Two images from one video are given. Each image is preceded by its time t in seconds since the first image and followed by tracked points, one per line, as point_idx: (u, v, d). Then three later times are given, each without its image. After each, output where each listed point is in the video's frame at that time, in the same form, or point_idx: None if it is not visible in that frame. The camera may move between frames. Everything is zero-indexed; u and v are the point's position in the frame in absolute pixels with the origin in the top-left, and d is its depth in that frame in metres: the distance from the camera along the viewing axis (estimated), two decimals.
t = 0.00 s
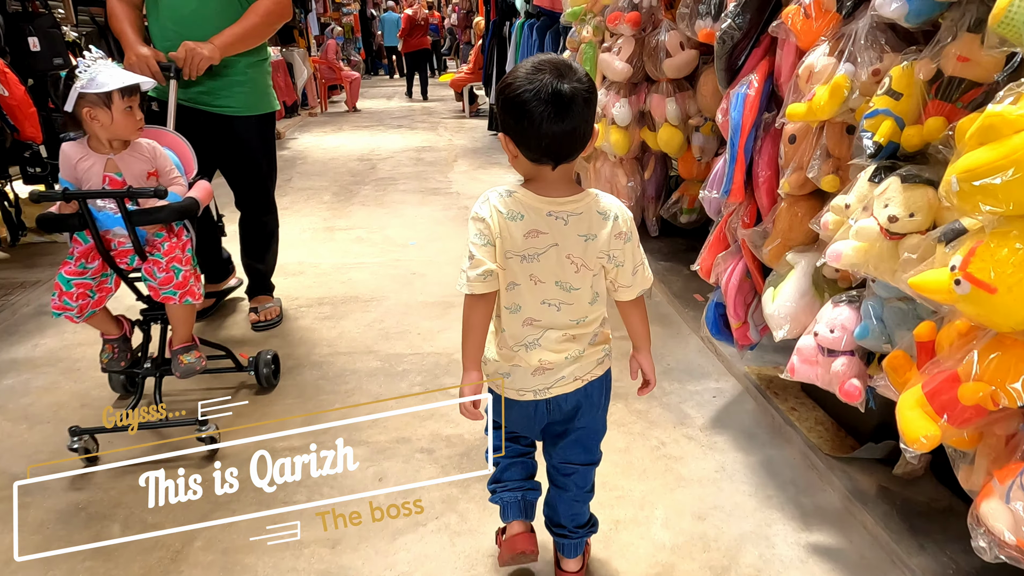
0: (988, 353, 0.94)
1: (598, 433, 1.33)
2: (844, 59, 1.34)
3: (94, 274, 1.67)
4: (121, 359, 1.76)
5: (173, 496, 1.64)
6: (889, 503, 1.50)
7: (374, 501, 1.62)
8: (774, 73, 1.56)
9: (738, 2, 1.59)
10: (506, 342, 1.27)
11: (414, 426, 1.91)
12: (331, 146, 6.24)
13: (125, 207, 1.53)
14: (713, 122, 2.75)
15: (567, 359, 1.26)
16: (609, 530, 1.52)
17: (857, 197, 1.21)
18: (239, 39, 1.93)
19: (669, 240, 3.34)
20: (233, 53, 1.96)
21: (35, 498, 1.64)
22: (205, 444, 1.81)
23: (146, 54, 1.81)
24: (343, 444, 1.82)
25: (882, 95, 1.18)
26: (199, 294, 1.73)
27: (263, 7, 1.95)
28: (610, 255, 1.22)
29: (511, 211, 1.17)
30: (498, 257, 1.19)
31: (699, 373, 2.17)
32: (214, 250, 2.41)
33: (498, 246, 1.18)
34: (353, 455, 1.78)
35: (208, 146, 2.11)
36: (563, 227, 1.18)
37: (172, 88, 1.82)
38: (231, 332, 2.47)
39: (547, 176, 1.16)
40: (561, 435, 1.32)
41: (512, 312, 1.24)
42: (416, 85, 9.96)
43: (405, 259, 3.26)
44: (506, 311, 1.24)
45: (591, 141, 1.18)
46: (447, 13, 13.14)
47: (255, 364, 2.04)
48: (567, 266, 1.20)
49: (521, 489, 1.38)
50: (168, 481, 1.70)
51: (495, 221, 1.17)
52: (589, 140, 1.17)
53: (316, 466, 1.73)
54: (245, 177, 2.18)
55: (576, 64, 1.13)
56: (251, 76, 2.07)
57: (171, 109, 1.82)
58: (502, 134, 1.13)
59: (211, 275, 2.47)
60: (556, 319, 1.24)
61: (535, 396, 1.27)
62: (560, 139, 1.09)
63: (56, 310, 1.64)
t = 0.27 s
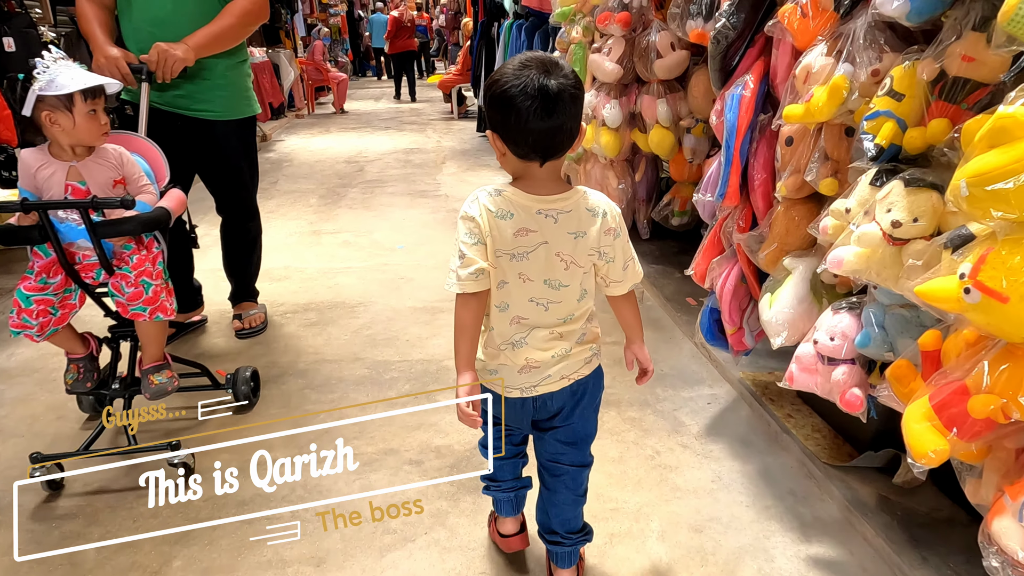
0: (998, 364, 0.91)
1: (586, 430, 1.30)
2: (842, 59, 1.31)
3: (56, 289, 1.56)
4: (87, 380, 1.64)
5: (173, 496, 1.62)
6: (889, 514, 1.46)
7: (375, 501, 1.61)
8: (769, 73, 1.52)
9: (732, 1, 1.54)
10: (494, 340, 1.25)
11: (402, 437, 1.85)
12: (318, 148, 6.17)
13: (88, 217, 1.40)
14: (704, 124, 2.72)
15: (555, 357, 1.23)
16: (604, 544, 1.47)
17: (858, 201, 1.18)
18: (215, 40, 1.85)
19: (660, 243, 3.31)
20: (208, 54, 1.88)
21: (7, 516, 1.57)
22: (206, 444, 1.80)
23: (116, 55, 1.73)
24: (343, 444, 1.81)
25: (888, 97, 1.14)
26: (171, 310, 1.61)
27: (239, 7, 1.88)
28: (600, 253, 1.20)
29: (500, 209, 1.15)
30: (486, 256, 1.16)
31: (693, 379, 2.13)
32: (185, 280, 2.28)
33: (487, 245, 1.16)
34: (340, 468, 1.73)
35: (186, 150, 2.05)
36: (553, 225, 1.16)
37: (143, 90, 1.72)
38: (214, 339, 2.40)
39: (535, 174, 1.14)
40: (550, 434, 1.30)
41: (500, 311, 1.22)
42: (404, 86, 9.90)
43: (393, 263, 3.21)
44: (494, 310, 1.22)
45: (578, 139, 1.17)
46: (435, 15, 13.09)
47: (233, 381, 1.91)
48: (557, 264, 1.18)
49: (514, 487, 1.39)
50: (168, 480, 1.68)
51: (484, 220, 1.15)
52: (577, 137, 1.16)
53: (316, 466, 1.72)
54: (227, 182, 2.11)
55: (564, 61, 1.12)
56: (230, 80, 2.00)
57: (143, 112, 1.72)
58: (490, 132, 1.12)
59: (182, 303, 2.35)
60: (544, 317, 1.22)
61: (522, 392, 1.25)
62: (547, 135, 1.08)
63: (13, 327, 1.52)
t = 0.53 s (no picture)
0: (1013, 376, 0.87)
1: (575, 429, 1.34)
2: (841, 58, 1.27)
3: (13, 308, 1.44)
4: (49, 405, 1.57)
5: (173, 496, 1.61)
6: (891, 524, 1.43)
7: (375, 500, 1.61)
8: (766, 73, 1.49)
9: None
10: (484, 342, 1.28)
11: (391, 448, 1.80)
12: (305, 150, 6.10)
13: (49, 230, 1.30)
14: (696, 125, 2.68)
15: (543, 356, 1.27)
16: (601, 559, 1.43)
17: (860, 205, 1.14)
18: (190, 40, 1.75)
19: (651, 245, 3.27)
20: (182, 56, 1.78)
21: None
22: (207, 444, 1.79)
23: (85, 57, 1.61)
24: (342, 444, 1.80)
25: (892, 97, 1.10)
26: (140, 328, 1.53)
27: (215, 7, 1.79)
28: (585, 251, 1.24)
29: (486, 212, 1.18)
30: (475, 258, 1.20)
31: (688, 385, 2.09)
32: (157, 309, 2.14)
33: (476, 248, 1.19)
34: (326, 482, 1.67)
35: (161, 156, 1.97)
36: (539, 226, 1.19)
37: (115, 95, 1.61)
38: (196, 348, 2.33)
39: (520, 173, 1.17)
40: (538, 435, 1.34)
41: (489, 313, 1.25)
42: (391, 88, 9.83)
43: (381, 268, 3.15)
44: (484, 312, 1.25)
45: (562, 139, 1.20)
46: (423, 16, 13.02)
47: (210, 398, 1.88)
48: (544, 264, 1.22)
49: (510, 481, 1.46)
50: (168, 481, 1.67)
51: (471, 223, 1.18)
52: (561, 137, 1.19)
53: (316, 466, 1.72)
54: (204, 189, 2.05)
55: (546, 62, 1.15)
56: (208, 84, 1.93)
57: (115, 119, 1.62)
58: (475, 132, 1.15)
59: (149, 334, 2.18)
60: (532, 317, 1.25)
61: (510, 392, 1.29)
62: (531, 134, 1.11)
63: None
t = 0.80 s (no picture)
0: None
1: (568, 429, 1.31)
2: (845, 56, 1.23)
3: None
4: (8, 433, 1.45)
5: (173, 497, 1.60)
6: (896, 535, 1.39)
7: (375, 500, 1.60)
8: (765, 72, 1.45)
9: None
10: (473, 344, 1.26)
11: (380, 461, 1.74)
12: (290, 152, 6.01)
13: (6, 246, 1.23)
14: (688, 126, 2.64)
15: (531, 356, 1.24)
16: None
17: (867, 209, 1.10)
18: (163, 40, 1.66)
19: (643, 247, 3.23)
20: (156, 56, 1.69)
21: None
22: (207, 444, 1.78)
23: (52, 57, 1.55)
24: (343, 444, 1.79)
25: (899, 97, 1.06)
26: (105, 349, 1.44)
27: (191, 7, 1.70)
28: (572, 251, 1.21)
29: (470, 216, 1.15)
30: (460, 263, 1.17)
31: (684, 391, 2.05)
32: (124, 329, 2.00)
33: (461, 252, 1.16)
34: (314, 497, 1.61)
35: (134, 164, 1.87)
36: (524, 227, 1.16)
37: (82, 98, 1.53)
38: (178, 357, 2.26)
39: (505, 176, 1.14)
40: (531, 435, 1.31)
41: (477, 316, 1.22)
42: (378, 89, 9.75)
43: (368, 272, 3.09)
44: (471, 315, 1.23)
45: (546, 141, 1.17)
46: (409, 17, 12.95)
47: (185, 421, 1.71)
48: (531, 265, 1.19)
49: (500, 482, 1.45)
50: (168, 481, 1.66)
51: (455, 228, 1.15)
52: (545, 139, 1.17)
53: (316, 466, 1.70)
54: (182, 197, 1.97)
55: (528, 64, 1.13)
56: (182, 88, 1.85)
57: (82, 124, 1.53)
58: (457, 136, 1.12)
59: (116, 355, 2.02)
60: (520, 318, 1.23)
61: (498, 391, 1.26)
62: (513, 138, 1.09)
63: None
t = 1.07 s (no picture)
0: None
1: (558, 421, 1.35)
2: (849, 55, 1.19)
3: None
4: None
5: (173, 496, 1.59)
6: (902, 546, 1.35)
7: (375, 500, 1.59)
8: (765, 71, 1.41)
9: None
10: (459, 344, 1.28)
11: (369, 474, 1.68)
12: (276, 154, 5.93)
13: None
14: (681, 127, 2.61)
15: (517, 357, 1.27)
16: None
17: (875, 212, 1.06)
18: (135, 38, 1.59)
19: (636, 250, 3.19)
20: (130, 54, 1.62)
21: None
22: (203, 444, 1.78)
23: (17, 54, 1.45)
24: (343, 444, 1.78)
25: (909, 97, 1.02)
26: (65, 373, 1.36)
27: (166, 2, 1.63)
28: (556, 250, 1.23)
29: (455, 216, 1.18)
30: (446, 263, 1.20)
31: (680, 397, 2.01)
32: (99, 348, 1.87)
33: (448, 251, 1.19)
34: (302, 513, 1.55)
35: (104, 174, 1.76)
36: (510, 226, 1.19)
37: (49, 99, 1.47)
38: (159, 366, 2.19)
39: (489, 174, 1.17)
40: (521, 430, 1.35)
41: (463, 315, 1.25)
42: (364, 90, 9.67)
43: (355, 276, 3.03)
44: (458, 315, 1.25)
45: (531, 139, 1.19)
46: (396, 18, 12.87)
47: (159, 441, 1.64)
48: (516, 263, 1.21)
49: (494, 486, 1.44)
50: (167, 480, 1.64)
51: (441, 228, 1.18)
52: (530, 138, 1.19)
53: (316, 466, 1.69)
54: (158, 205, 1.89)
55: (511, 63, 1.16)
56: (153, 90, 1.77)
57: (48, 127, 1.46)
58: (442, 135, 1.15)
59: (88, 378, 1.88)
60: (506, 317, 1.25)
61: (484, 391, 1.29)
62: (496, 135, 1.11)
63: None
